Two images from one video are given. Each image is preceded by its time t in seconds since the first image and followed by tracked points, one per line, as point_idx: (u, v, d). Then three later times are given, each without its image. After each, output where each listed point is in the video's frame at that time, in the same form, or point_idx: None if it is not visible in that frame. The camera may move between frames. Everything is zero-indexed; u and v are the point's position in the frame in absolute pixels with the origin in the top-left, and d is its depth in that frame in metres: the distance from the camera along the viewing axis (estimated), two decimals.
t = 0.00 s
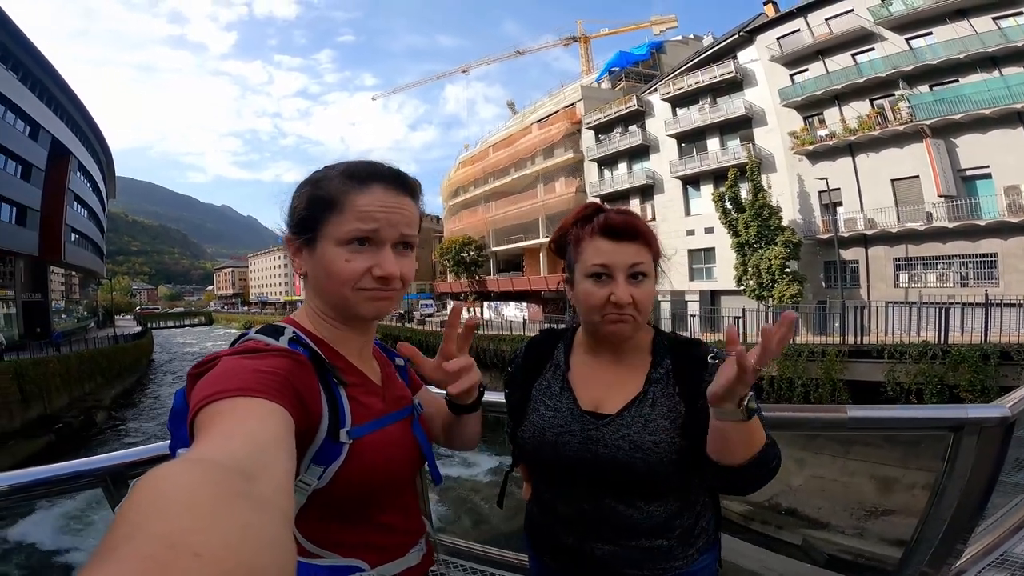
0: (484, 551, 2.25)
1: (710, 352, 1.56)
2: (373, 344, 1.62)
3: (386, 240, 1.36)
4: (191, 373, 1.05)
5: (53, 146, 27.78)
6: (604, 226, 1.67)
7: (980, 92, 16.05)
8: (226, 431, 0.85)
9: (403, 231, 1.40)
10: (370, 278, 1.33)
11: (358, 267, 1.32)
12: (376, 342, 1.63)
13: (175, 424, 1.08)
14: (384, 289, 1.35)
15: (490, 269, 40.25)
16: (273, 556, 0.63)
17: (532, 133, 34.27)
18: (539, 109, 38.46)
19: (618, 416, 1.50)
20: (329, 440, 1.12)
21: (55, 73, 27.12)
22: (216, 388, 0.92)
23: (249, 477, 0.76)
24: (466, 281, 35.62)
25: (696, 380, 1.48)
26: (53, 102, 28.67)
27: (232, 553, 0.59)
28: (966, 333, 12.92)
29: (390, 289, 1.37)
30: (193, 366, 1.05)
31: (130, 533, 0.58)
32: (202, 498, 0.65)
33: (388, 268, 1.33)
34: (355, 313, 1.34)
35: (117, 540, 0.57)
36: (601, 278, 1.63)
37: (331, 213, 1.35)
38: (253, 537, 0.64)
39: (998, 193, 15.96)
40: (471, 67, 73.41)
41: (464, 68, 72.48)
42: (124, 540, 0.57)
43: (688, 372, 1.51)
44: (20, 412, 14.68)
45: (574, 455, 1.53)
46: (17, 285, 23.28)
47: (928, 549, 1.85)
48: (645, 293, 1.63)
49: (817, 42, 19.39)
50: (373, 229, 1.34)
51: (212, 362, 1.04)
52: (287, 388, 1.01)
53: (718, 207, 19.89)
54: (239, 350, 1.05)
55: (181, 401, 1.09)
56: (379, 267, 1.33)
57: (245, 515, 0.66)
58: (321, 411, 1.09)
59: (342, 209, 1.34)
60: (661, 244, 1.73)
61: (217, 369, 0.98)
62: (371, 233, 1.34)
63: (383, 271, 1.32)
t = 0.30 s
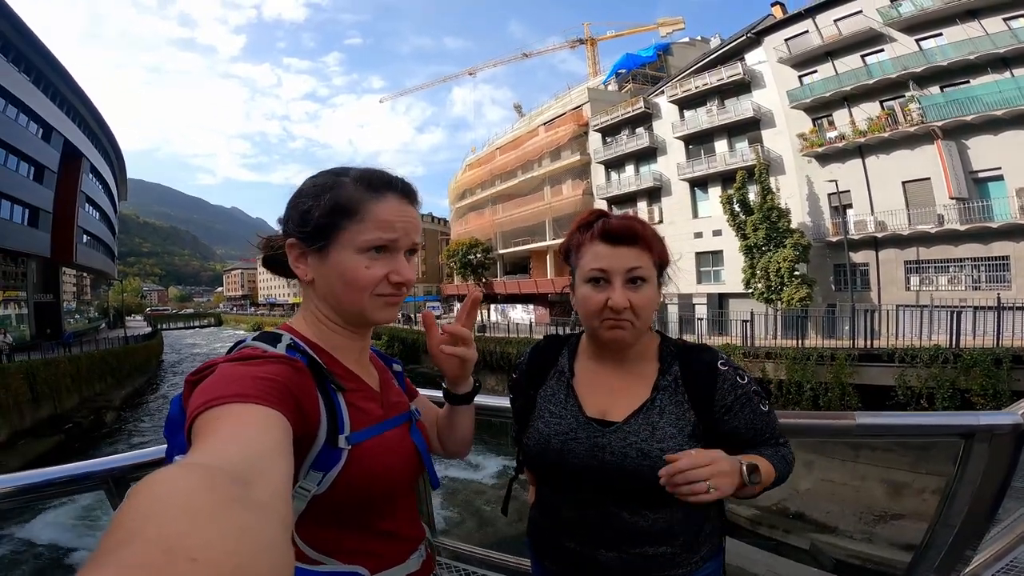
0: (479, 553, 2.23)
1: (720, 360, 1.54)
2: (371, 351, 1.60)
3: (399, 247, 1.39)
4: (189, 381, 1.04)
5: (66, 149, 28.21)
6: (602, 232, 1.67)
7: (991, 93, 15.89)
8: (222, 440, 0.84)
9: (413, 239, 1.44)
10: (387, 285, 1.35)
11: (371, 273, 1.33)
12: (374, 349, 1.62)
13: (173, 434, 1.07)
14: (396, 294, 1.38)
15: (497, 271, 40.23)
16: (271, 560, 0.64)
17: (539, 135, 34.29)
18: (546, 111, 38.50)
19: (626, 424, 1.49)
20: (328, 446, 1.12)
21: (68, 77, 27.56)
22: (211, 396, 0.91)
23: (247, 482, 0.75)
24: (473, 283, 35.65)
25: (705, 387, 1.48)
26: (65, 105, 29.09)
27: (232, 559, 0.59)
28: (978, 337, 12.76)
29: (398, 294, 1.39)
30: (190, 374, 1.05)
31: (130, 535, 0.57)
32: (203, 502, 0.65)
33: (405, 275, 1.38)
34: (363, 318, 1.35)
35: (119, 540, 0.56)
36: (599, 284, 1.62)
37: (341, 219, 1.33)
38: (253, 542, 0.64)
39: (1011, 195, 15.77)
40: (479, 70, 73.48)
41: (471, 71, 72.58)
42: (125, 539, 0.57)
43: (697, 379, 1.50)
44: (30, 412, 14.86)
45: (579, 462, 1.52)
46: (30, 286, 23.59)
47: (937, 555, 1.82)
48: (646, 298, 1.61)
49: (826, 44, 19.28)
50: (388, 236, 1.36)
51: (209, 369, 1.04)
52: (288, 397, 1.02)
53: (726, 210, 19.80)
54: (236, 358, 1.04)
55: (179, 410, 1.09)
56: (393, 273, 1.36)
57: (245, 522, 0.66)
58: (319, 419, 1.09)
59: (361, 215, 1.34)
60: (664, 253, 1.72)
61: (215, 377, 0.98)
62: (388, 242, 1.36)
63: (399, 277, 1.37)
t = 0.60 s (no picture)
0: (476, 553, 2.27)
1: (720, 359, 1.54)
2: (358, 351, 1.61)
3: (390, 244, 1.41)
4: (173, 384, 1.04)
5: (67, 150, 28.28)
6: (591, 231, 1.67)
7: (992, 93, 15.88)
8: (208, 441, 0.84)
9: (400, 235, 1.45)
10: (381, 281, 1.38)
11: (368, 271, 1.34)
12: (361, 349, 1.62)
13: (157, 436, 1.08)
14: (387, 290, 1.40)
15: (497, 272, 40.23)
16: (261, 561, 0.63)
17: (539, 136, 34.28)
18: (546, 112, 38.50)
19: (625, 423, 1.49)
20: (317, 446, 1.12)
21: (69, 78, 27.63)
22: (195, 398, 0.92)
23: (236, 483, 0.75)
24: (473, 284, 35.64)
25: (705, 387, 1.47)
26: (66, 106, 29.14)
27: (221, 560, 0.59)
28: (979, 338, 12.72)
29: (389, 290, 1.41)
30: (174, 376, 1.05)
31: (121, 537, 0.57)
32: (193, 503, 0.65)
33: (398, 269, 1.40)
34: (357, 316, 1.38)
35: (108, 543, 0.57)
36: (585, 284, 1.64)
37: (335, 215, 1.32)
38: (244, 541, 0.64)
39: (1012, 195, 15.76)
40: (479, 71, 73.51)
41: (472, 72, 72.65)
42: (115, 542, 0.57)
43: (696, 379, 1.50)
44: (31, 413, 14.87)
45: (578, 460, 1.52)
46: (31, 287, 23.64)
47: (939, 556, 1.82)
48: (631, 298, 1.60)
49: (826, 44, 19.28)
50: (380, 231, 1.37)
51: (193, 370, 1.04)
52: (273, 397, 1.01)
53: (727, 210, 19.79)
54: (219, 358, 1.04)
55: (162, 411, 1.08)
56: (386, 268, 1.39)
57: (237, 524, 0.66)
58: (306, 419, 1.09)
59: (352, 213, 1.34)
60: (655, 250, 1.71)
61: (197, 379, 0.97)
62: (381, 239, 1.38)
63: (393, 272, 1.39)
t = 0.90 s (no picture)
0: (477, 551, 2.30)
1: (722, 358, 1.53)
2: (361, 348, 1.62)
3: (380, 228, 1.40)
4: (174, 377, 1.05)
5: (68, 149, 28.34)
6: (592, 228, 1.70)
7: (993, 94, 15.86)
8: (211, 434, 0.84)
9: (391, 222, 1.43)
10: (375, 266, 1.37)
11: (358, 258, 1.34)
12: (364, 346, 1.63)
13: (160, 431, 1.08)
14: (383, 279, 1.39)
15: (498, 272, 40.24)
16: (259, 555, 0.63)
17: (539, 136, 34.31)
18: (547, 112, 38.53)
19: (625, 419, 1.49)
20: (316, 442, 1.12)
21: (71, 77, 27.71)
22: (198, 391, 0.92)
23: (235, 478, 0.76)
24: (474, 283, 35.65)
25: (706, 385, 1.47)
26: (67, 105, 29.24)
27: (220, 555, 0.59)
28: (980, 338, 12.70)
29: (384, 280, 1.40)
30: (175, 369, 1.05)
31: (118, 531, 0.58)
32: (188, 501, 0.64)
33: (390, 253, 1.38)
34: (353, 304, 1.36)
35: (104, 540, 0.57)
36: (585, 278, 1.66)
37: (319, 204, 1.34)
38: (242, 539, 0.63)
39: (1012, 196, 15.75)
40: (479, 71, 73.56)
41: (472, 72, 72.69)
42: (113, 536, 0.58)
43: (698, 378, 1.49)
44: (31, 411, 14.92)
45: (578, 455, 1.53)
46: (32, 286, 23.67)
47: (937, 556, 1.82)
48: (629, 291, 1.61)
49: (826, 44, 19.27)
50: (368, 217, 1.37)
51: (194, 364, 1.05)
52: (275, 393, 1.02)
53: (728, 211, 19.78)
54: (221, 353, 1.05)
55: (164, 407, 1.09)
56: (378, 255, 1.37)
57: (233, 519, 0.65)
58: (306, 414, 1.09)
59: (339, 202, 1.35)
60: (660, 245, 1.72)
61: (198, 373, 0.98)
62: (369, 226, 1.37)
63: (385, 257, 1.38)
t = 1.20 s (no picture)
0: (479, 552, 2.31)
1: (731, 361, 1.53)
2: (380, 354, 1.63)
3: (384, 238, 1.37)
4: (202, 368, 1.05)
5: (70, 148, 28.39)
6: (608, 230, 1.68)
7: (995, 95, 15.83)
8: (235, 428, 0.84)
9: (402, 231, 1.41)
10: (372, 276, 1.34)
11: (357, 265, 1.33)
12: (384, 351, 1.64)
13: (179, 424, 1.06)
14: (386, 287, 1.36)
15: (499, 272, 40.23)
16: (279, 554, 0.63)
17: (541, 136, 34.30)
18: (548, 112, 38.49)
19: (636, 421, 1.49)
20: (332, 442, 1.12)
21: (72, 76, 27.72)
22: (224, 384, 0.93)
23: (258, 473, 0.76)
24: (475, 283, 35.65)
25: (714, 387, 1.48)
26: (68, 104, 29.22)
27: (237, 552, 0.58)
28: (980, 340, 12.69)
29: (390, 288, 1.37)
30: (203, 361, 1.06)
31: (135, 524, 0.57)
32: (213, 492, 0.64)
33: (388, 264, 1.33)
34: (349, 313, 1.34)
35: (124, 530, 0.56)
36: (604, 280, 1.64)
37: (328, 215, 1.38)
38: (260, 535, 0.63)
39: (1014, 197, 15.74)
40: (480, 70, 73.35)
41: (474, 71, 72.51)
42: (131, 527, 0.57)
43: (708, 381, 1.49)
44: (32, 410, 14.95)
45: (587, 459, 1.53)
46: (33, 285, 23.69)
47: (936, 557, 1.82)
48: (645, 297, 1.60)
49: (829, 45, 19.21)
50: (369, 227, 1.35)
51: (222, 358, 1.05)
52: (298, 390, 1.03)
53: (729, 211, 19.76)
54: (250, 347, 1.06)
55: (187, 401, 1.08)
56: (379, 264, 1.34)
57: (251, 513, 0.65)
58: (326, 413, 1.10)
59: (341, 210, 1.37)
60: (676, 251, 1.71)
61: (227, 365, 0.99)
62: (370, 233, 1.36)
63: (382, 267, 1.33)
